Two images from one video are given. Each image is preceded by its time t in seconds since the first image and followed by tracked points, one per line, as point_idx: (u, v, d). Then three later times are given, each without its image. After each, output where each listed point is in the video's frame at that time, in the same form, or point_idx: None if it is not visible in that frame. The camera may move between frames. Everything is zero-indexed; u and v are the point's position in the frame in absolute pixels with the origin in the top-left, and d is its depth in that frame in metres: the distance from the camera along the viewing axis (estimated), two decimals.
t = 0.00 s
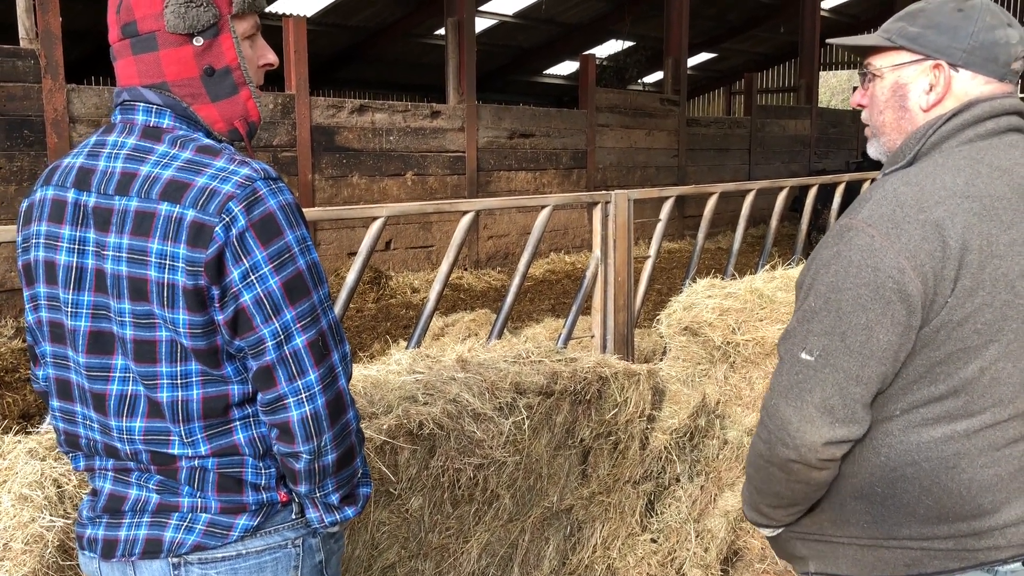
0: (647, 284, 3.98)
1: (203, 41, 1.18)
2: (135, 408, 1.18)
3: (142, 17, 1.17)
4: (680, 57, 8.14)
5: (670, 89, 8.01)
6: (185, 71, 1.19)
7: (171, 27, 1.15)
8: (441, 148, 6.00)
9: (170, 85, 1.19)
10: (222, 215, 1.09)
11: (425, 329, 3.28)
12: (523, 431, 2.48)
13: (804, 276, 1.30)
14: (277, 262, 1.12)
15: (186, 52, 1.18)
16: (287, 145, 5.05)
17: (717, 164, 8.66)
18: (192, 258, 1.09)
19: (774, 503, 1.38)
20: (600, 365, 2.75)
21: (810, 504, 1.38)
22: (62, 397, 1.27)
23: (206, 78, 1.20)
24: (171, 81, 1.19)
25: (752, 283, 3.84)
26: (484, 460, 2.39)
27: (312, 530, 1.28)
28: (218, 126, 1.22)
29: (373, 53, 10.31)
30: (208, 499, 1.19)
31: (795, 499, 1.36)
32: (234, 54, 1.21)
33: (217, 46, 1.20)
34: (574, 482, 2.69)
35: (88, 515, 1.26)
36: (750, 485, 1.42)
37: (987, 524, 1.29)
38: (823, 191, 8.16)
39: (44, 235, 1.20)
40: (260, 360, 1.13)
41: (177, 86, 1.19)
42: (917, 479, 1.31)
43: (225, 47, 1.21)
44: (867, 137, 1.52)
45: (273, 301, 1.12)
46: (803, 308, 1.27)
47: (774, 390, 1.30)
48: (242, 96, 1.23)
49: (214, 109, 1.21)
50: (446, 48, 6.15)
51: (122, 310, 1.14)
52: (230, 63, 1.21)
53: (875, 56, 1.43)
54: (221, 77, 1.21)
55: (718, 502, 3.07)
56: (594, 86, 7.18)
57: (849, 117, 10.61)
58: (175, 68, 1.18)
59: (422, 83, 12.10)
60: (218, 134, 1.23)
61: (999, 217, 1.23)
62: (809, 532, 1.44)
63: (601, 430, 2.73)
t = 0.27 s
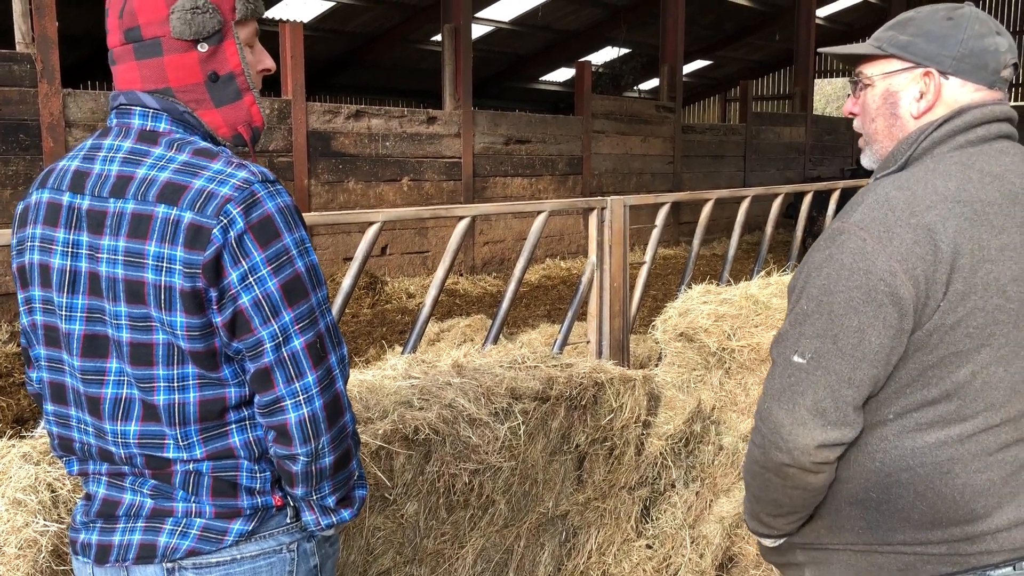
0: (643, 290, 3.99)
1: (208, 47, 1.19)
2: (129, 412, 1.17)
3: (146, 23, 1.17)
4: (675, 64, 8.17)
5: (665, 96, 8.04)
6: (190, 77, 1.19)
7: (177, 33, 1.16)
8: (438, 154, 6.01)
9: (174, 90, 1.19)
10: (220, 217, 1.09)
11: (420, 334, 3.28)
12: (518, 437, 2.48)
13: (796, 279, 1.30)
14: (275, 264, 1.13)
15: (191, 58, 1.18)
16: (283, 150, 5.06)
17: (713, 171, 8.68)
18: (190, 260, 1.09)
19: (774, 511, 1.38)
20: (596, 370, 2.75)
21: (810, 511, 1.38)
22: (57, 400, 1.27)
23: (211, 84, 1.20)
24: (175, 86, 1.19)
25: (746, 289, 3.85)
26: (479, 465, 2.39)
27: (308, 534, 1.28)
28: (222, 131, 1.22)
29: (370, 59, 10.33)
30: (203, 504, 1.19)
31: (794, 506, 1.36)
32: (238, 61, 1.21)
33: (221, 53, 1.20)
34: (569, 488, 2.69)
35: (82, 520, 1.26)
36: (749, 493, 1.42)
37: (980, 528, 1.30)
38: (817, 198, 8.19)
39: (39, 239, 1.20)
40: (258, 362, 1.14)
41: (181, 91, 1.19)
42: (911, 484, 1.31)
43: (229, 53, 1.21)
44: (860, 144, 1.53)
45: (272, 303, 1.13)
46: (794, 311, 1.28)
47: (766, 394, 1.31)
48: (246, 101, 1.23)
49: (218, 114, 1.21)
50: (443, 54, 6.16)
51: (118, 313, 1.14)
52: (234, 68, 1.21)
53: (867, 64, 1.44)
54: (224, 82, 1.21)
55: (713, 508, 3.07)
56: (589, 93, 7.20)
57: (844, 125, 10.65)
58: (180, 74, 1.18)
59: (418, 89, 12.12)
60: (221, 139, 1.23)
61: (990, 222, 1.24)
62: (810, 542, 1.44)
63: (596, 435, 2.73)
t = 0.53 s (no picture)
0: (639, 295, 3.99)
1: (257, 85, 1.23)
2: (117, 410, 1.17)
3: (216, 35, 1.19)
4: (670, 70, 8.19)
5: (660, 101, 8.06)
6: (231, 99, 1.22)
7: (241, 61, 1.19)
8: (433, 159, 6.01)
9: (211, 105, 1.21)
10: (209, 208, 1.09)
11: (416, 339, 3.28)
12: (514, 441, 2.48)
13: (793, 278, 1.31)
14: (246, 248, 1.10)
15: (240, 86, 1.22)
16: (278, 155, 5.06)
17: (708, 176, 8.70)
18: (181, 253, 1.09)
19: (775, 515, 1.39)
20: (591, 375, 2.76)
21: (808, 514, 1.38)
22: (48, 395, 1.25)
23: (243, 114, 1.24)
24: (212, 101, 1.21)
25: (742, 294, 3.86)
26: (475, 470, 2.39)
27: (294, 538, 1.28)
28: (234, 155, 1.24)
29: (365, 64, 10.34)
30: (187, 513, 1.18)
31: (795, 509, 1.36)
32: (274, 109, 1.27)
33: (263, 96, 1.25)
34: (565, 493, 2.69)
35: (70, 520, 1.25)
36: (750, 499, 1.43)
37: (973, 530, 1.30)
38: (812, 203, 8.21)
39: (36, 233, 1.19)
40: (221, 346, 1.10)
41: (216, 107, 1.21)
42: (905, 485, 1.32)
43: (269, 99, 1.26)
44: (856, 150, 1.53)
45: (236, 285, 1.09)
46: (792, 313, 1.28)
47: (766, 396, 1.31)
48: (266, 143, 1.27)
49: (237, 141, 1.24)
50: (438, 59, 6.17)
51: (109, 310, 1.14)
52: (266, 113, 1.26)
53: (862, 70, 1.45)
54: (254, 119, 1.25)
55: (709, 513, 3.07)
56: (585, 98, 7.21)
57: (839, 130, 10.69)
58: (222, 93, 1.21)
59: (413, 94, 12.13)
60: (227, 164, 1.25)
61: (983, 224, 1.25)
62: (809, 545, 1.44)
63: (592, 440, 2.73)
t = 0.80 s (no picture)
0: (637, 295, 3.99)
1: (273, 104, 1.24)
2: (95, 406, 1.16)
3: (240, 49, 1.21)
4: (667, 71, 8.20)
5: (656, 102, 8.06)
6: (246, 112, 1.22)
7: (261, 77, 1.20)
8: (430, 160, 6.01)
9: (224, 114, 1.21)
10: (198, 221, 1.08)
11: (413, 341, 3.27)
12: (511, 442, 2.47)
13: (795, 273, 1.31)
14: (246, 271, 1.10)
15: (257, 101, 1.22)
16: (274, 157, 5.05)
17: (704, 177, 8.71)
18: (165, 260, 1.08)
19: (777, 514, 1.38)
20: (589, 376, 2.75)
21: (810, 513, 1.38)
22: (33, 388, 1.25)
23: (254, 129, 1.23)
24: (225, 110, 1.21)
25: (739, 294, 3.85)
26: (473, 471, 2.38)
27: (273, 546, 1.26)
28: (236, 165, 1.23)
29: (361, 67, 10.34)
30: (164, 517, 1.17)
31: (796, 508, 1.36)
32: (287, 131, 1.27)
33: (279, 117, 1.25)
34: (563, 494, 2.68)
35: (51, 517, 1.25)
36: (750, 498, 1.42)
37: (974, 528, 1.29)
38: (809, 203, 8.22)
39: (28, 225, 1.19)
40: (225, 372, 1.10)
41: (230, 118, 1.21)
42: (906, 483, 1.31)
43: (283, 121, 1.26)
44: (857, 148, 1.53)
45: (238, 310, 1.09)
46: (793, 310, 1.28)
47: (768, 393, 1.30)
48: (272, 162, 1.25)
49: (243, 152, 1.23)
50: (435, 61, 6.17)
51: (91, 306, 1.13)
52: (278, 134, 1.26)
53: (864, 67, 1.45)
54: (265, 136, 1.25)
55: (707, 513, 3.03)
56: (581, 99, 7.22)
57: (835, 130, 10.71)
58: (238, 103, 1.21)
59: (410, 96, 12.13)
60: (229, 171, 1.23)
61: (983, 221, 1.25)
62: (811, 543, 1.44)
63: (589, 441, 2.73)
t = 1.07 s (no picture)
0: (636, 292, 3.99)
1: (263, 94, 1.25)
2: (92, 400, 1.15)
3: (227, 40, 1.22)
4: (664, 68, 8.19)
5: (654, 99, 8.06)
6: (235, 101, 1.22)
7: (249, 65, 1.21)
8: (428, 158, 6.00)
9: (214, 104, 1.22)
10: (184, 209, 1.08)
11: (412, 338, 3.27)
12: (511, 439, 2.47)
13: (799, 269, 1.30)
14: (238, 253, 1.09)
15: (246, 89, 1.23)
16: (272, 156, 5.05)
17: (703, 174, 8.71)
18: (154, 250, 1.07)
19: (782, 510, 1.37)
20: (588, 372, 2.75)
21: (815, 509, 1.37)
22: (29, 384, 1.23)
23: (244, 118, 1.24)
24: (215, 99, 1.22)
25: (738, 290, 3.85)
26: (472, 467, 2.38)
27: (271, 544, 1.25)
28: (225, 155, 1.23)
29: (359, 65, 10.33)
30: (162, 513, 1.16)
31: (801, 505, 1.35)
32: (276, 121, 1.28)
33: (268, 107, 1.26)
34: (563, 489, 2.68)
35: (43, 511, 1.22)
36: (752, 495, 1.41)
37: (978, 522, 1.30)
38: (807, 200, 8.22)
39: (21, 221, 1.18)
40: (224, 356, 1.08)
41: (220, 107, 1.22)
42: (911, 478, 1.31)
43: (272, 111, 1.27)
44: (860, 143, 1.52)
45: (231, 291, 1.08)
46: (797, 306, 1.27)
47: (773, 390, 1.29)
48: (261, 151, 1.26)
49: (232, 141, 1.24)
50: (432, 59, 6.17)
51: (84, 300, 1.12)
52: (268, 123, 1.27)
53: (865, 63, 1.44)
54: (255, 126, 1.25)
55: (707, 509, 3.08)
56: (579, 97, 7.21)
57: (833, 127, 10.71)
58: (228, 93, 1.22)
59: (407, 94, 12.12)
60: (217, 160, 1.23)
61: (989, 215, 1.25)
62: (815, 538, 1.42)
63: (589, 437, 2.72)
